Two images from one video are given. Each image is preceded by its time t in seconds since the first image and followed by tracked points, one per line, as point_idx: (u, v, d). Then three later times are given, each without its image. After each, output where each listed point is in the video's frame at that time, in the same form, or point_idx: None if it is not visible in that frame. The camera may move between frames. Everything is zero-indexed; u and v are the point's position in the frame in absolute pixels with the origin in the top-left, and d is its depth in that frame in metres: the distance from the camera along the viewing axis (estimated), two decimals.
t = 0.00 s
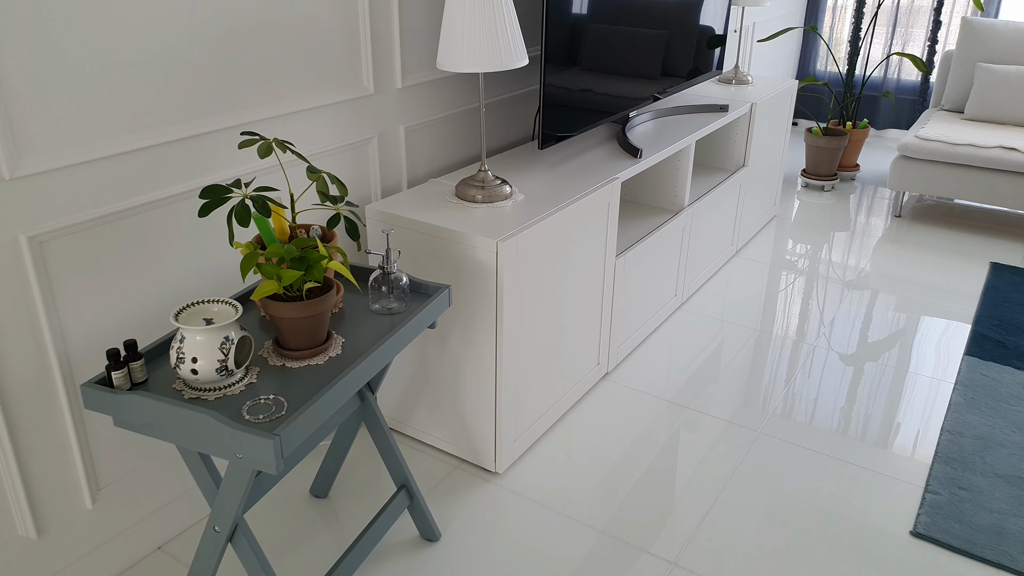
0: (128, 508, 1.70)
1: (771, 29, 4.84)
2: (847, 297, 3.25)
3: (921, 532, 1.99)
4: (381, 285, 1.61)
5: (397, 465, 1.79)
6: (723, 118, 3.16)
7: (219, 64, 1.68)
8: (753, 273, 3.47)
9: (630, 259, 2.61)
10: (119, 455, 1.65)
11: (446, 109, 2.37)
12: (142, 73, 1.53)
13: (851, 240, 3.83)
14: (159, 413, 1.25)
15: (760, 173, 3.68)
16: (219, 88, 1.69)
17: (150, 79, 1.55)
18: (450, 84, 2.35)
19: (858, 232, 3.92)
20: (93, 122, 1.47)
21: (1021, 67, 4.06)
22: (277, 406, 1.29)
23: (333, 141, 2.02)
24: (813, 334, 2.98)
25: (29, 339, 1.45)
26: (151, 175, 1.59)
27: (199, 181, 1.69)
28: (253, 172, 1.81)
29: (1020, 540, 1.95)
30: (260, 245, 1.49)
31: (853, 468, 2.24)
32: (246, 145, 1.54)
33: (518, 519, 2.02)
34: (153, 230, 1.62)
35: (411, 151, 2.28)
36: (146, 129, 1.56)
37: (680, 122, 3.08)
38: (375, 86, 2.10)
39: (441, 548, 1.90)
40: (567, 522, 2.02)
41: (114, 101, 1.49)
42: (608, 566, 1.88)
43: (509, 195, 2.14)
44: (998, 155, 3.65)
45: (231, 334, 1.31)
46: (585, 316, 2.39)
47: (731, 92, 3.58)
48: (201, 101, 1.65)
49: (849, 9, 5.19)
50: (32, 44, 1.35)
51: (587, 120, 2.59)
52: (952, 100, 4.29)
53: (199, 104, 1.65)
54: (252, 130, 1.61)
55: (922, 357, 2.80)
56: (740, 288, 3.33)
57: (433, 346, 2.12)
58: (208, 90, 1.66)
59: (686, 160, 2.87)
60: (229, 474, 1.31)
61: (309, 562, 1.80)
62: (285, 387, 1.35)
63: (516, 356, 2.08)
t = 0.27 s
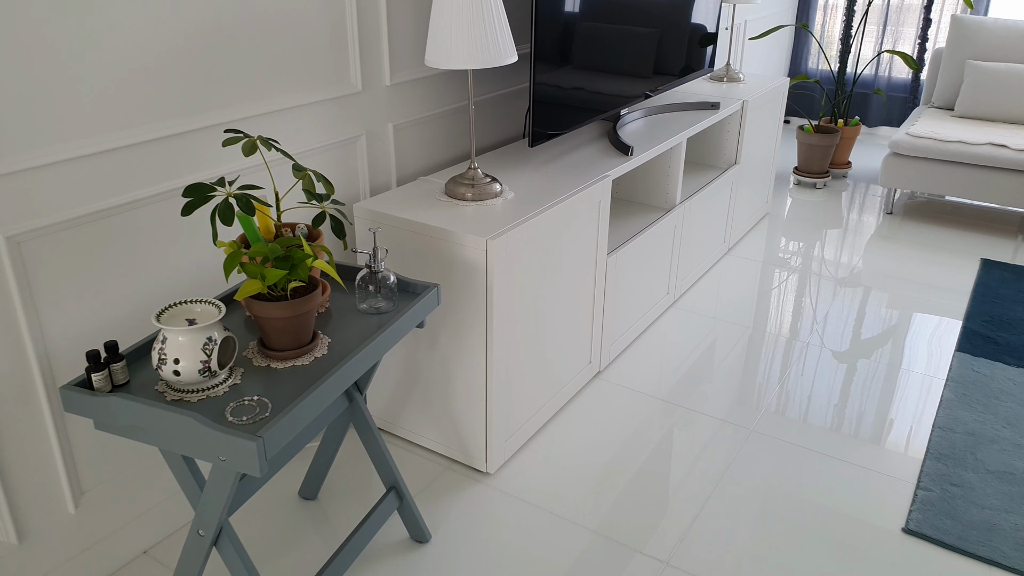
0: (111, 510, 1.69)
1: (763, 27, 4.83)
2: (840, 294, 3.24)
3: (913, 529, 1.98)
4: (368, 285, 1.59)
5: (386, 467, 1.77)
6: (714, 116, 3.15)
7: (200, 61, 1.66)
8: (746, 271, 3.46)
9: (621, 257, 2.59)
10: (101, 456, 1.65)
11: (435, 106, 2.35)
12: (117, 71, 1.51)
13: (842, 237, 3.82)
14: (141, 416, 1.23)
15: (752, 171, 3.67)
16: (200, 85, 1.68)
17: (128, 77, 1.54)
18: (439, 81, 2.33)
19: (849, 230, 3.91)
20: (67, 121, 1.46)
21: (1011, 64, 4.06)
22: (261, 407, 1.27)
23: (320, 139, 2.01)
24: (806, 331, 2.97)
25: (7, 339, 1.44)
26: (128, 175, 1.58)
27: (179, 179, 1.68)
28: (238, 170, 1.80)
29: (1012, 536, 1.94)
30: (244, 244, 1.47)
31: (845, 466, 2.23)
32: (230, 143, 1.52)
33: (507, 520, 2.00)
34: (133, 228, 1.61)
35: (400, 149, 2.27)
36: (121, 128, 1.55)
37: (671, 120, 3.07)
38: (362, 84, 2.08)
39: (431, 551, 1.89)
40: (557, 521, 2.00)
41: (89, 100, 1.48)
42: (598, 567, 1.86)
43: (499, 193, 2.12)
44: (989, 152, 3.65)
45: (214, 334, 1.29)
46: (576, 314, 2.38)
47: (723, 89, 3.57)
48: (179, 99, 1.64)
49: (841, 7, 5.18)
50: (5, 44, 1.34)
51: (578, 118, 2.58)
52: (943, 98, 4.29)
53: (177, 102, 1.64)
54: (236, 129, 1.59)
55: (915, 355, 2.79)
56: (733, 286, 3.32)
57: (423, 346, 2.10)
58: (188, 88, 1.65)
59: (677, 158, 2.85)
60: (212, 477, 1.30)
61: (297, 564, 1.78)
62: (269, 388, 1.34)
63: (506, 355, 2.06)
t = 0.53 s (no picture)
0: (101, 512, 1.68)
1: (754, 26, 4.84)
2: (831, 293, 3.25)
3: (905, 527, 1.98)
4: (359, 285, 1.58)
5: (378, 468, 1.76)
6: (706, 115, 3.15)
7: (188, 60, 1.65)
8: (738, 270, 3.46)
9: (613, 256, 2.59)
10: (90, 458, 1.64)
11: (427, 106, 2.35)
12: (104, 70, 1.50)
13: (833, 236, 3.83)
14: (129, 418, 1.22)
15: (744, 169, 3.67)
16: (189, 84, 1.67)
17: (115, 76, 1.52)
18: (429, 80, 2.33)
19: (841, 228, 3.91)
20: (53, 120, 1.44)
21: (1001, 62, 4.07)
22: (250, 409, 1.26)
23: (311, 139, 2.00)
24: (798, 330, 2.97)
25: None
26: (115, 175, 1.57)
27: (169, 179, 1.67)
28: (227, 170, 1.79)
29: (1003, 533, 1.95)
30: (233, 244, 1.46)
31: (837, 464, 2.23)
32: (219, 143, 1.51)
33: (499, 520, 2.00)
34: (122, 229, 1.60)
35: (391, 149, 2.26)
36: (108, 128, 1.54)
37: (663, 118, 3.07)
38: (353, 83, 2.07)
39: (423, 552, 1.88)
40: (550, 522, 2.00)
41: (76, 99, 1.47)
42: (590, 567, 1.86)
43: (491, 192, 2.12)
44: (980, 150, 3.66)
45: (203, 336, 1.28)
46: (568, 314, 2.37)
47: (715, 88, 3.57)
48: (167, 98, 1.63)
49: (832, 6, 5.19)
50: None
51: (570, 117, 2.57)
52: (933, 96, 4.30)
53: (165, 101, 1.63)
54: (225, 128, 1.58)
55: (906, 353, 2.79)
56: (726, 285, 3.32)
57: (414, 346, 2.10)
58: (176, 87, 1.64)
59: (669, 157, 2.85)
60: (201, 479, 1.29)
61: (288, 566, 1.77)
62: (259, 389, 1.33)
63: (498, 355, 2.05)
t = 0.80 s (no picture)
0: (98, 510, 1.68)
1: (748, 25, 4.85)
2: (826, 291, 3.26)
3: (900, 523, 1.99)
4: (357, 282, 1.59)
5: (376, 465, 1.76)
6: (702, 113, 3.16)
7: (185, 59, 1.65)
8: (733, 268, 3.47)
9: (609, 254, 2.59)
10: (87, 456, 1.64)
11: (423, 104, 2.35)
12: (101, 68, 1.50)
13: (828, 234, 3.84)
14: (128, 416, 1.22)
15: (738, 168, 3.68)
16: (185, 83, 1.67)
17: (112, 74, 1.52)
18: (426, 78, 2.33)
19: (835, 226, 3.93)
20: (50, 118, 1.44)
21: (994, 61, 4.09)
22: (249, 407, 1.27)
23: (307, 137, 2.00)
24: (793, 327, 2.98)
25: None
26: (112, 173, 1.57)
27: (166, 177, 1.67)
28: (224, 168, 1.79)
29: (997, 529, 1.96)
30: (231, 242, 1.47)
31: (832, 461, 2.24)
32: (217, 141, 1.51)
33: (496, 517, 2.00)
34: (119, 226, 1.60)
35: (387, 147, 2.26)
36: (105, 126, 1.54)
37: (658, 117, 3.08)
38: (349, 81, 2.07)
39: (420, 549, 1.88)
40: (547, 519, 2.00)
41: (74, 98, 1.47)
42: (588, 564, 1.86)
43: (487, 191, 2.12)
44: (973, 148, 3.68)
45: (201, 333, 1.29)
46: (564, 312, 2.38)
47: (709, 87, 3.58)
48: (164, 95, 1.63)
49: (826, 5, 5.21)
50: None
51: (566, 115, 2.58)
52: (927, 95, 4.32)
53: (162, 99, 1.63)
54: (222, 127, 1.58)
55: (900, 350, 2.81)
56: (721, 283, 3.33)
57: (411, 344, 2.10)
58: (173, 85, 1.64)
59: (664, 155, 2.86)
60: (200, 477, 1.29)
61: (286, 563, 1.77)
62: (257, 387, 1.33)
63: (495, 353, 2.06)
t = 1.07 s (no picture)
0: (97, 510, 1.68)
1: (745, 23, 4.86)
2: (823, 289, 3.27)
3: (898, 520, 2.00)
4: (355, 281, 1.58)
5: (374, 464, 1.77)
6: (699, 112, 3.16)
7: (183, 57, 1.65)
8: (730, 267, 3.48)
9: (607, 253, 2.60)
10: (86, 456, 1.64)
11: (420, 103, 2.35)
12: (99, 66, 1.50)
13: (825, 232, 3.85)
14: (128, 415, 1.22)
15: (735, 166, 3.69)
16: (183, 81, 1.66)
17: (110, 73, 1.52)
18: (423, 77, 2.33)
19: (832, 225, 3.94)
20: (48, 117, 1.44)
21: (990, 59, 4.10)
22: (248, 405, 1.27)
23: (305, 136, 2.00)
24: (791, 326, 2.99)
25: None
26: (110, 172, 1.57)
27: (164, 177, 1.67)
28: (222, 167, 1.79)
29: (995, 525, 1.97)
30: (229, 241, 1.47)
31: (830, 458, 2.25)
32: (215, 139, 1.51)
33: (495, 516, 2.00)
34: (118, 226, 1.60)
35: (385, 146, 2.26)
36: (104, 124, 1.54)
37: (655, 115, 3.08)
38: (347, 80, 2.07)
39: (419, 548, 1.89)
40: (546, 517, 2.00)
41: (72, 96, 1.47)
42: (586, 562, 1.87)
43: (485, 189, 2.12)
44: (969, 146, 3.69)
45: (200, 332, 1.29)
46: (562, 311, 2.38)
47: (706, 85, 3.59)
48: (162, 94, 1.63)
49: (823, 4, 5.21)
50: None
51: (563, 114, 2.58)
52: (923, 93, 4.33)
53: (160, 97, 1.63)
54: (220, 126, 1.58)
55: (898, 348, 2.81)
56: (718, 282, 3.34)
57: (409, 342, 2.10)
58: (171, 84, 1.64)
59: (661, 154, 2.86)
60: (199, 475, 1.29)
61: (284, 562, 1.77)
62: (256, 386, 1.33)
63: (493, 351, 2.06)
